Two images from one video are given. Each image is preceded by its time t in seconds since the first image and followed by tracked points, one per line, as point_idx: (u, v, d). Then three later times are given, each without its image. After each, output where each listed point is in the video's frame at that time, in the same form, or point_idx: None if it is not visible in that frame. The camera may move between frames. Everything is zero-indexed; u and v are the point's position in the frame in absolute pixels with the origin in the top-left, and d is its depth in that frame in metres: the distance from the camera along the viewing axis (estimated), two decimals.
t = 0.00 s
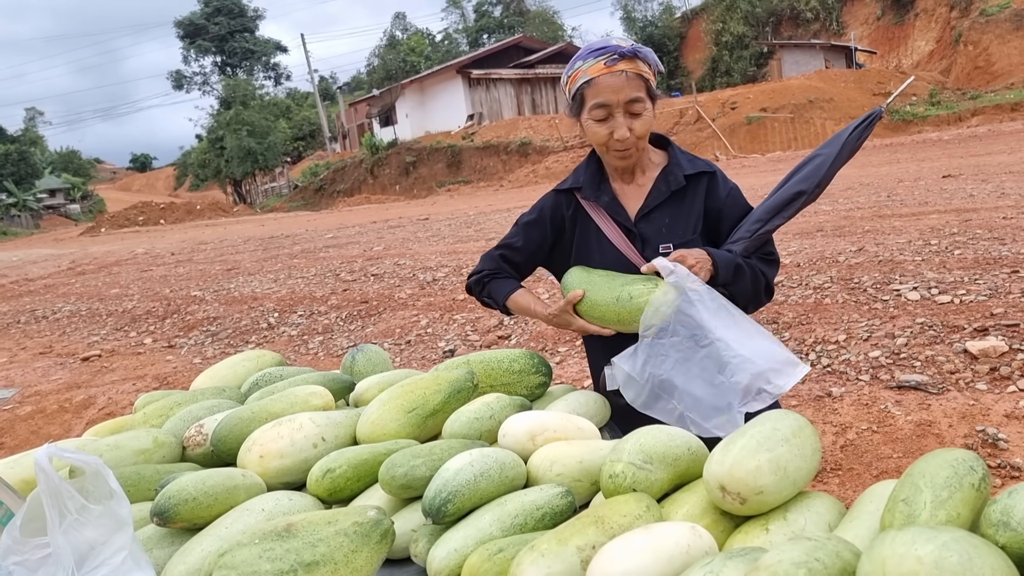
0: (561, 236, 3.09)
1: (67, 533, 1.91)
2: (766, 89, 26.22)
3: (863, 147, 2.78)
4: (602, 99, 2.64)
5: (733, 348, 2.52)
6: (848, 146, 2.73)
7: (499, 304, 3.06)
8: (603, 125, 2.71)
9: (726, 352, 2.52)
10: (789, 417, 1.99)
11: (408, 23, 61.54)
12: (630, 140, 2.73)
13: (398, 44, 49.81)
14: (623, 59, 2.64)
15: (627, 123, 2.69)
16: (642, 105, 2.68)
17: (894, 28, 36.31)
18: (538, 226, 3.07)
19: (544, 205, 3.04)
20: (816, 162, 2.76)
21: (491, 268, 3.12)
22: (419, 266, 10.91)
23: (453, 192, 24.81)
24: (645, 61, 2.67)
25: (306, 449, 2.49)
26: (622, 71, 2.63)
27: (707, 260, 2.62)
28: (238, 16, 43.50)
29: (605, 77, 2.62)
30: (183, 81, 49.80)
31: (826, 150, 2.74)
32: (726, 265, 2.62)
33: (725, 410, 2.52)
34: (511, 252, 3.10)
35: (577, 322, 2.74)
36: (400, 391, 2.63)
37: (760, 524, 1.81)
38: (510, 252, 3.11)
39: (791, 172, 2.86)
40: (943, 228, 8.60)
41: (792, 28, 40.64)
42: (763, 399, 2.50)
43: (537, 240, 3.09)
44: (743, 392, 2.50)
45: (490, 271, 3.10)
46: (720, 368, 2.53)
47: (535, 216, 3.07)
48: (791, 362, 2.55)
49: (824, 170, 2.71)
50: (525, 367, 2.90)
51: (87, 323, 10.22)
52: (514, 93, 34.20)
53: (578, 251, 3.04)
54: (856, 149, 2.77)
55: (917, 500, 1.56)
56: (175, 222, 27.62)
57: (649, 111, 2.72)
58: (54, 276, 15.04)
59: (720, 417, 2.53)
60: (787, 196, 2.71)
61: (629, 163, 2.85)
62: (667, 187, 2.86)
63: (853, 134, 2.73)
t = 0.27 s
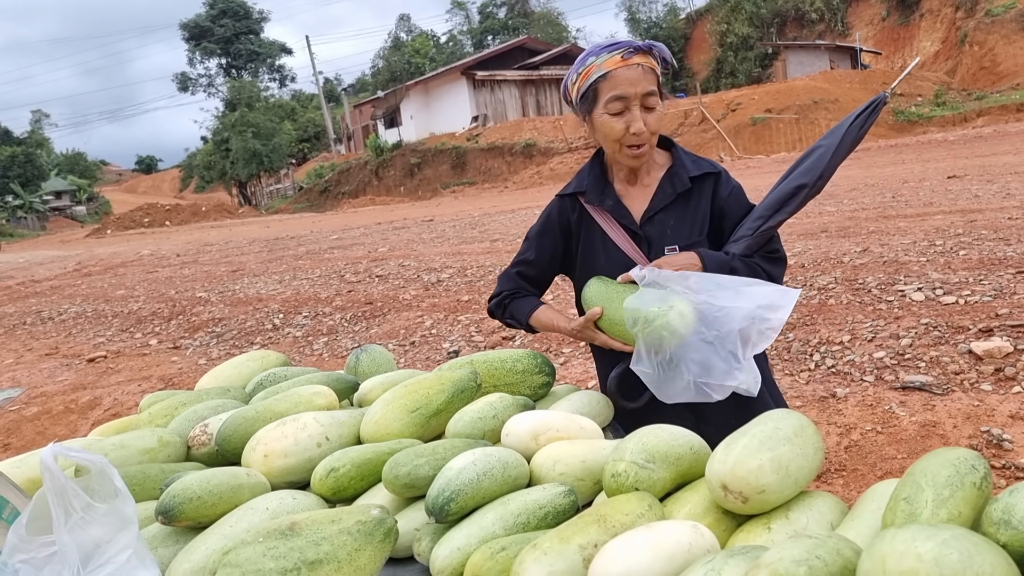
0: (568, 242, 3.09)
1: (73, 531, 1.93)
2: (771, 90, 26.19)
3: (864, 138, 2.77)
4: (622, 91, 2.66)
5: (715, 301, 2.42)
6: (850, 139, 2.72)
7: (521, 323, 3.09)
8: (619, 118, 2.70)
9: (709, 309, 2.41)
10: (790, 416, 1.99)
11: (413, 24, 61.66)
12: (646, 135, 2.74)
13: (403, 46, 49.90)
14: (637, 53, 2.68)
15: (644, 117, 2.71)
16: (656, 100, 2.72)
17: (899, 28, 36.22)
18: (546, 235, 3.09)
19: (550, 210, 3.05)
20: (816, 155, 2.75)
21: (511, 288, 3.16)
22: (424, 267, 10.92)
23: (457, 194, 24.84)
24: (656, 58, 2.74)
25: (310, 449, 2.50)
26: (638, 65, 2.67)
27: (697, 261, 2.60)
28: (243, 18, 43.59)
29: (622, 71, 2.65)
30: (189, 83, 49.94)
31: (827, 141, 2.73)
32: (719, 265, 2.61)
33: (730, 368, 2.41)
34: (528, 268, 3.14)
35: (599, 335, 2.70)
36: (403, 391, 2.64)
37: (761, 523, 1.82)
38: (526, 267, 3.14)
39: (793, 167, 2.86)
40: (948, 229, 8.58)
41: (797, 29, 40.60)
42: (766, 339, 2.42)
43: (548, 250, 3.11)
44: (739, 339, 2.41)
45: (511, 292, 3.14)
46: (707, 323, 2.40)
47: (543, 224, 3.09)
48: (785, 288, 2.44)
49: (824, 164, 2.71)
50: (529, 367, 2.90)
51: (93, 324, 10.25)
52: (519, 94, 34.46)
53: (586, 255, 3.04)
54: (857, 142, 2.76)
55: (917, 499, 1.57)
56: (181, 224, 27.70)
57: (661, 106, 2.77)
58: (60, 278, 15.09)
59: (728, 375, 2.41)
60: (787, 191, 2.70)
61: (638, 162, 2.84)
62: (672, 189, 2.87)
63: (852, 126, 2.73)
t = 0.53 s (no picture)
0: (568, 248, 3.08)
1: (65, 537, 1.92)
2: (771, 91, 26.20)
3: (861, 143, 2.77)
4: (602, 93, 2.66)
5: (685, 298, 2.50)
6: (847, 143, 2.73)
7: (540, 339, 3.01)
8: (603, 120, 2.71)
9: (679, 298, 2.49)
10: (784, 418, 1.98)
11: (412, 27, 61.74)
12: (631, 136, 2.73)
13: (402, 49, 49.96)
14: (622, 53, 2.68)
15: (627, 118, 2.70)
16: (642, 101, 2.70)
17: (898, 29, 36.21)
18: (548, 240, 3.09)
19: (547, 217, 3.08)
20: (813, 159, 2.75)
21: (527, 305, 3.12)
22: (423, 270, 10.91)
23: (457, 196, 24.84)
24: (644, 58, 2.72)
25: (305, 453, 2.49)
26: (621, 65, 2.66)
27: (683, 267, 2.62)
28: (242, 22, 43.69)
29: (605, 72, 2.65)
30: (188, 87, 49.97)
31: (823, 145, 2.74)
32: (706, 274, 2.62)
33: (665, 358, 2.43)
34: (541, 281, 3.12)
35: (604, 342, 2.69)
36: (398, 394, 2.64)
37: (756, 525, 1.81)
38: (537, 282, 3.13)
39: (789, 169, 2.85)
40: (948, 229, 8.56)
41: (796, 30, 40.65)
42: (715, 351, 2.44)
43: (553, 260, 3.11)
44: (685, 341, 2.44)
45: (526, 308, 3.10)
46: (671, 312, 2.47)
47: (543, 234, 3.10)
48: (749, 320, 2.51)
49: (821, 168, 2.71)
50: (524, 370, 2.89)
51: (91, 328, 10.25)
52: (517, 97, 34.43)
53: (582, 260, 3.03)
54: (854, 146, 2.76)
55: (912, 501, 1.56)
56: (180, 227, 27.71)
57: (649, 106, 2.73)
58: (59, 282, 15.09)
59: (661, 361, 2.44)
60: (783, 194, 2.69)
61: (627, 162, 2.83)
62: (666, 192, 2.86)
63: (850, 131, 2.73)
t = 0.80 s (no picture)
0: (556, 248, 3.08)
1: (50, 540, 1.91)
2: (761, 91, 26.31)
3: (847, 145, 2.78)
4: (586, 100, 2.66)
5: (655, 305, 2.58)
6: (833, 145, 2.74)
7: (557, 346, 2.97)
8: (586, 125, 2.72)
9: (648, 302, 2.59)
10: (773, 418, 1.98)
11: (402, 27, 61.70)
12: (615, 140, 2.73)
13: (392, 49, 49.89)
14: (607, 59, 2.66)
15: (611, 124, 2.70)
16: (626, 106, 2.69)
17: (887, 30, 36.40)
18: (538, 242, 3.10)
19: (536, 217, 3.08)
20: (797, 161, 2.76)
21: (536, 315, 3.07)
22: (413, 270, 10.90)
23: (448, 197, 24.81)
24: (629, 63, 2.68)
25: (293, 454, 2.48)
26: (606, 73, 2.65)
27: (662, 266, 2.60)
28: (232, 22, 43.54)
29: (588, 78, 2.65)
30: (177, 87, 49.76)
31: (809, 146, 2.76)
32: (686, 274, 2.61)
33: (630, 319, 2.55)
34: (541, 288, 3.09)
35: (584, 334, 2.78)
36: (387, 395, 2.63)
37: (744, 525, 1.81)
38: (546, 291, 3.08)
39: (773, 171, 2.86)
40: (936, 229, 8.61)
41: (787, 31, 40.82)
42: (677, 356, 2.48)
43: (544, 262, 3.10)
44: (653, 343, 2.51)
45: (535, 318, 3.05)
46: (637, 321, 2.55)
47: (536, 235, 3.11)
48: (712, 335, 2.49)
49: (805, 170, 2.72)
50: (513, 371, 2.89)
51: (80, 330, 10.19)
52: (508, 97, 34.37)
53: (570, 259, 3.03)
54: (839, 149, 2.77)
55: (898, 500, 1.56)
56: (170, 228, 27.58)
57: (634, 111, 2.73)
58: (47, 283, 14.99)
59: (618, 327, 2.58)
60: (767, 195, 2.70)
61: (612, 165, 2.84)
62: (652, 192, 2.87)
63: (835, 132, 2.75)
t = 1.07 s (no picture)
0: (553, 248, 3.09)
1: (45, 543, 1.90)
2: (757, 93, 26.35)
3: (836, 147, 2.81)
4: (566, 110, 2.66)
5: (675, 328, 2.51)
6: (821, 146, 2.78)
7: (562, 344, 2.98)
8: (571, 134, 2.72)
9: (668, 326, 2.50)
10: (770, 422, 1.98)
11: (399, 29, 61.74)
12: (600, 147, 2.73)
13: (389, 50, 49.87)
14: (583, 67, 2.63)
15: (593, 131, 2.69)
16: (607, 112, 2.67)
17: (883, 32, 36.49)
18: (536, 241, 3.12)
19: (534, 215, 3.10)
20: (788, 163, 2.78)
21: (541, 310, 3.08)
22: (410, 272, 10.89)
23: (445, 198, 24.80)
24: (607, 68, 2.64)
25: (290, 456, 2.47)
26: (583, 80, 2.62)
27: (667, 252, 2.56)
28: (228, 23, 43.48)
29: (566, 89, 2.63)
30: (173, 88, 49.66)
31: (798, 148, 2.79)
32: (685, 266, 2.59)
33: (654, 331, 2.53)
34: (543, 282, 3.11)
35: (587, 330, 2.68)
36: (384, 397, 2.62)
37: (741, 529, 1.81)
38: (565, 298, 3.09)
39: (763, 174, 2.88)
40: (932, 231, 8.63)
41: (783, 33, 40.93)
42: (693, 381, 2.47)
43: (542, 257, 3.12)
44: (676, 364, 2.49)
45: (541, 313, 3.05)
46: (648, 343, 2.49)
47: (534, 233, 3.13)
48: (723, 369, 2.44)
49: (796, 171, 2.73)
50: (511, 373, 2.89)
51: (75, 331, 10.16)
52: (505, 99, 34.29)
53: (567, 259, 3.04)
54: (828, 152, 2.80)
55: (896, 503, 1.56)
56: (166, 229, 27.51)
57: (617, 114, 2.69)
58: (42, 285, 14.93)
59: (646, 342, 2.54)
60: (757, 195, 2.72)
61: (604, 169, 2.84)
62: (647, 193, 2.86)
63: (824, 134, 2.78)
